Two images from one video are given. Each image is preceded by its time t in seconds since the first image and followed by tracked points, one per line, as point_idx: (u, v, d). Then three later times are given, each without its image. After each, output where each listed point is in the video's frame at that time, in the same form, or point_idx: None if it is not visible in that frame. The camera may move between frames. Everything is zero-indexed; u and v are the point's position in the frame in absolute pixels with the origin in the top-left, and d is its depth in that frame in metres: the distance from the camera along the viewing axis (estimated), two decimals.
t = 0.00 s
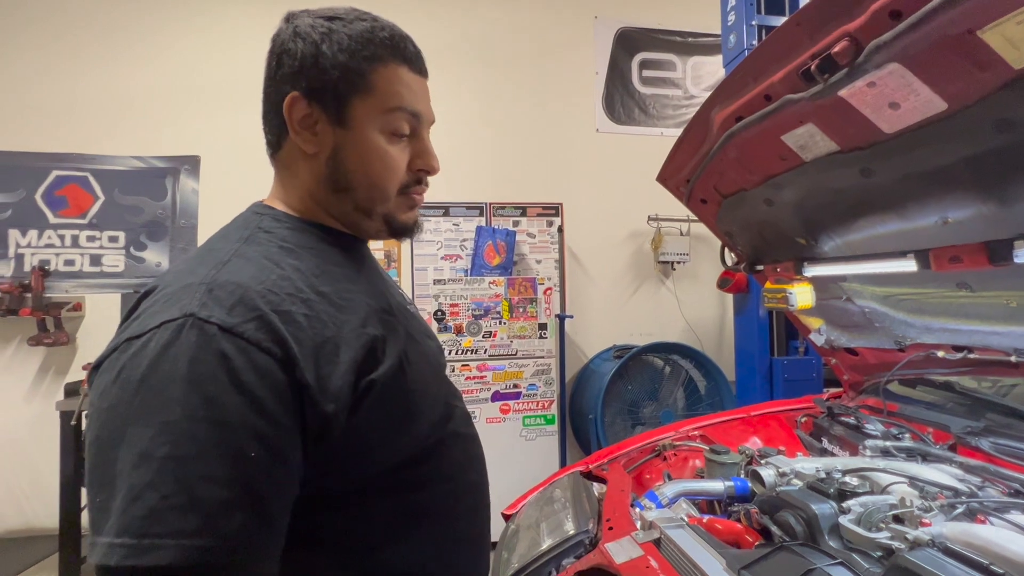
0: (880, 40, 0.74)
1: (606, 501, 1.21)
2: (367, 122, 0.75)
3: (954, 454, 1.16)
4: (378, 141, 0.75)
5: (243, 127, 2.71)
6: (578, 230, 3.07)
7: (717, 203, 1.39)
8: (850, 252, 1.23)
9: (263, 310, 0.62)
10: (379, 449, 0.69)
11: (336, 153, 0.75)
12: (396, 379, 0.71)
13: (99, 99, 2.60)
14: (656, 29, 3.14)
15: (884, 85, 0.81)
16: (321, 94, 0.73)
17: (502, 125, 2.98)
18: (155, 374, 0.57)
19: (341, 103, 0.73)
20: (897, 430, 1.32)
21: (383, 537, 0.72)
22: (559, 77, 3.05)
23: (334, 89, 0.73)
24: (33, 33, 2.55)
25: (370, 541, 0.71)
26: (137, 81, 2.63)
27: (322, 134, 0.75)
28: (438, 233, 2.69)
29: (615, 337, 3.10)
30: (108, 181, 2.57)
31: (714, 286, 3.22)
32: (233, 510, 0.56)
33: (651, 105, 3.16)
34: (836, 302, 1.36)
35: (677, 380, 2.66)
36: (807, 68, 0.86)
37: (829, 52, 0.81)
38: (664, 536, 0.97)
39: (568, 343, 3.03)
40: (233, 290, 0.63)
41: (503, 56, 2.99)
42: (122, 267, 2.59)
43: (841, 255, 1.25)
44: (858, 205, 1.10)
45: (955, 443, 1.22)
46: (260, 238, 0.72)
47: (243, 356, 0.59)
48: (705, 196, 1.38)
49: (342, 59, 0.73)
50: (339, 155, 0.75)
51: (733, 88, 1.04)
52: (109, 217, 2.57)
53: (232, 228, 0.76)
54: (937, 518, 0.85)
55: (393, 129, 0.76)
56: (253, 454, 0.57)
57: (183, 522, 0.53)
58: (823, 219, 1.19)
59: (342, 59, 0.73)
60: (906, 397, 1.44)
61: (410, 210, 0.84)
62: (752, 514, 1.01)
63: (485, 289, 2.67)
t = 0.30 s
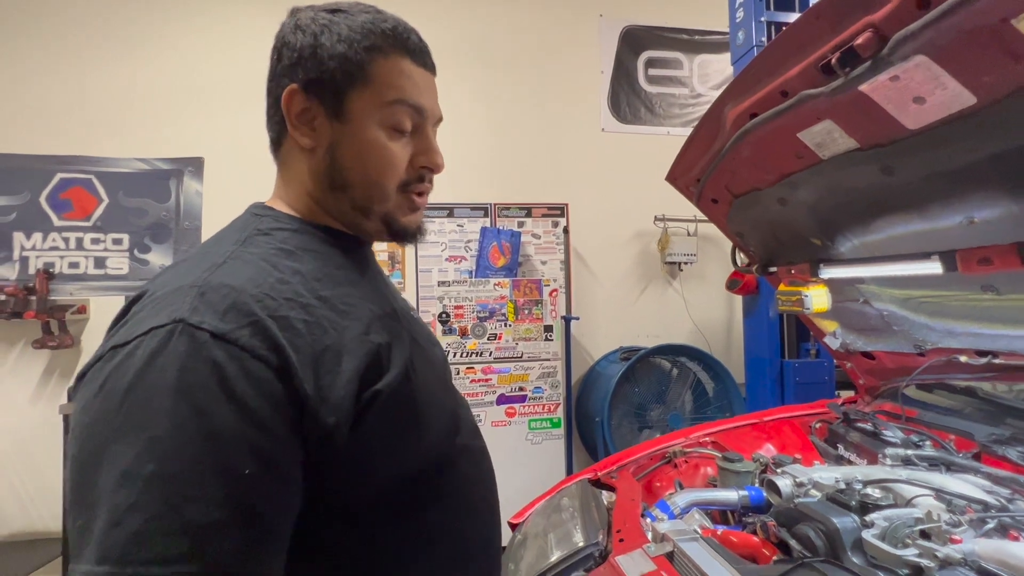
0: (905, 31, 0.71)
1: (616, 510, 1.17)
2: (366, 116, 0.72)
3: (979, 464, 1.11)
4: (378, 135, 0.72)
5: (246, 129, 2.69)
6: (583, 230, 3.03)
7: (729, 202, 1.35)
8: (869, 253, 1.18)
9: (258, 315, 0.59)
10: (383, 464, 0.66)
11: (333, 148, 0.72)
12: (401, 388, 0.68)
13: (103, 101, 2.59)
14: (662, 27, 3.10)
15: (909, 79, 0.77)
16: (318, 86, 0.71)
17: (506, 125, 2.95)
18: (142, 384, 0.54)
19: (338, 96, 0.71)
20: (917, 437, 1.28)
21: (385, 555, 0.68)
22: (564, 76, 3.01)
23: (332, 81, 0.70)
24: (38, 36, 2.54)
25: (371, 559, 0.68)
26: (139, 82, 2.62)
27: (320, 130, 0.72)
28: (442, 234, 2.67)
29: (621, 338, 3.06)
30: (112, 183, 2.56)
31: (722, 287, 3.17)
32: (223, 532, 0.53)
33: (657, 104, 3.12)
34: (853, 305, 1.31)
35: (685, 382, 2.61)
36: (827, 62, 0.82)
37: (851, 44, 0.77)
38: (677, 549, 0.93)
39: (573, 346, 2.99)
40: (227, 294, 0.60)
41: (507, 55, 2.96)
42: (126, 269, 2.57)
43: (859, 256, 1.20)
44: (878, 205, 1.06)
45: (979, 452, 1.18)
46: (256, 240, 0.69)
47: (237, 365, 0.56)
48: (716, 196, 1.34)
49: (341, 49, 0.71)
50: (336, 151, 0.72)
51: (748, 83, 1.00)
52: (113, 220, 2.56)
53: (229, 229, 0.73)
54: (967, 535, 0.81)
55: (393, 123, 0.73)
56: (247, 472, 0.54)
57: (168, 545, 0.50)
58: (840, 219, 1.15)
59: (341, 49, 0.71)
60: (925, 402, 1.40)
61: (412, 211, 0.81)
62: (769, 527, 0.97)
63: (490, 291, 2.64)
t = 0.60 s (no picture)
0: (959, 19, 0.64)
1: (633, 534, 1.10)
2: (388, 112, 0.70)
3: None
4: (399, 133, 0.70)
5: (249, 133, 2.65)
6: (592, 234, 2.96)
7: (750, 207, 1.29)
8: (902, 260, 1.11)
9: (249, 341, 0.56)
10: (387, 505, 0.63)
11: (352, 145, 0.69)
12: (410, 425, 0.65)
13: (106, 107, 2.56)
14: (670, 26, 3.04)
15: (960, 71, 0.70)
16: (337, 80, 0.69)
17: (512, 127, 2.89)
18: (112, 422, 0.50)
19: (359, 92, 0.69)
20: (955, 456, 1.20)
21: None
22: (572, 77, 2.95)
23: (353, 75, 0.69)
24: (42, 41, 2.52)
25: None
26: (143, 87, 2.59)
27: (336, 125, 0.70)
28: (448, 239, 2.63)
29: (632, 345, 2.99)
30: (115, 189, 2.53)
31: (735, 291, 3.10)
32: None
33: (667, 104, 3.05)
34: (884, 314, 1.24)
35: (698, 390, 2.54)
36: (867, 56, 0.75)
37: (896, 35, 0.70)
38: None
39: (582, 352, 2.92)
40: (212, 316, 0.57)
41: (514, 56, 2.91)
42: (128, 276, 2.53)
43: (892, 264, 1.13)
44: (915, 208, 0.98)
45: None
46: (246, 252, 0.66)
47: (222, 399, 0.53)
48: (737, 200, 1.28)
49: (362, 44, 0.70)
50: (355, 148, 0.70)
51: (772, 81, 0.94)
52: (116, 226, 2.52)
53: (217, 239, 0.69)
54: None
55: (414, 123, 0.72)
56: (236, 528, 0.52)
57: None
58: (872, 224, 1.08)
59: (363, 44, 0.70)
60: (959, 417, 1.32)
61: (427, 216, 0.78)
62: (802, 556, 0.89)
63: (497, 297, 2.58)
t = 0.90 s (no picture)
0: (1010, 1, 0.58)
1: (651, 550, 1.06)
2: (405, 107, 0.70)
3: None
4: (415, 129, 0.70)
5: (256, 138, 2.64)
6: (603, 237, 2.91)
7: (770, 208, 1.24)
8: (938, 263, 1.04)
9: (246, 318, 0.52)
10: (402, 504, 0.58)
11: (365, 137, 0.68)
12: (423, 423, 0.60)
13: (115, 113, 2.56)
14: (682, 25, 2.98)
15: (1008, 60, 0.64)
16: (356, 69, 0.68)
17: (521, 129, 2.85)
18: (95, 415, 0.45)
19: (378, 82, 0.68)
20: (994, 470, 1.12)
21: None
22: (580, 78, 2.91)
23: (373, 66, 0.68)
24: (55, 49, 2.53)
25: None
26: (152, 93, 2.59)
27: (348, 113, 0.68)
28: (457, 243, 2.62)
29: (644, 349, 2.92)
30: (124, 195, 2.52)
31: (749, 295, 3.02)
32: None
33: (678, 105, 2.99)
34: (916, 319, 1.17)
35: (712, 397, 2.47)
36: (906, 43, 0.69)
37: (938, 21, 0.64)
38: None
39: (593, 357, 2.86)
40: (202, 293, 0.52)
41: (522, 58, 2.87)
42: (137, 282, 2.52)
43: (926, 267, 1.07)
44: (954, 207, 0.92)
45: None
46: (231, 237, 0.62)
47: (221, 384, 0.49)
48: (757, 200, 1.23)
49: (385, 37, 0.70)
50: (368, 139, 0.68)
51: (797, 73, 0.88)
52: (126, 232, 2.52)
53: (201, 226, 0.65)
54: None
55: (427, 123, 0.72)
56: (262, 521, 0.48)
57: None
58: (904, 224, 1.02)
59: (385, 37, 0.70)
60: (996, 429, 1.23)
61: (430, 219, 0.78)
62: None
63: (506, 301, 2.54)
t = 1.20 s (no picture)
0: None
1: (671, 559, 1.02)
2: (420, 107, 0.68)
3: None
4: (428, 131, 0.69)
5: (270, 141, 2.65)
6: (617, 238, 2.87)
7: (794, 205, 1.20)
8: (974, 262, 0.98)
9: (248, 333, 0.51)
10: (408, 524, 0.57)
11: (378, 136, 0.67)
12: (432, 440, 0.59)
13: (132, 117, 2.59)
14: (697, 21, 2.93)
15: None
16: (370, 65, 0.66)
17: (534, 129, 2.83)
18: (83, 431, 0.45)
19: (392, 80, 0.67)
20: None
21: None
22: (593, 76, 2.87)
23: (388, 62, 0.67)
24: (75, 56, 2.57)
25: None
26: (168, 97, 2.61)
27: (360, 112, 0.67)
28: (470, 245, 2.60)
29: (660, 351, 2.87)
30: (142, 199, 2.55)
31: (768, 296, 2.96)
32: None
33: (694, 103, 2.94)
34: (949, 321, 1.12)
35: (730, 400, 2.41)
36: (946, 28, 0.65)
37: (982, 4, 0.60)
38: None
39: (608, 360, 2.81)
40: (202, 305, 0.51)
41: (534, 57, 2.84)
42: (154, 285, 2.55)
43: (960, 266, 1.01)
44: (990, 202, 0.87)
45: None
46: (236, 241, 0.61)
47: (217, 403, 0.48)
48: (778, 198, 1.19)
49: (401, 33, 0.68)
50: (380, 140, 0.67)
51: (825, 64, 0.84)
52: (144, 235, 2.55)
53: (207, 227, 0.64)
54: None
55: (441, 124, 0.71)
56: (252, 553, 0.47)
57: None
58: (937, 220, 0.97)
59: (401, 34, 0.68)
60: None
61: (441, 224, 0.76)
62: None
63: (519, 303, 2.51)
